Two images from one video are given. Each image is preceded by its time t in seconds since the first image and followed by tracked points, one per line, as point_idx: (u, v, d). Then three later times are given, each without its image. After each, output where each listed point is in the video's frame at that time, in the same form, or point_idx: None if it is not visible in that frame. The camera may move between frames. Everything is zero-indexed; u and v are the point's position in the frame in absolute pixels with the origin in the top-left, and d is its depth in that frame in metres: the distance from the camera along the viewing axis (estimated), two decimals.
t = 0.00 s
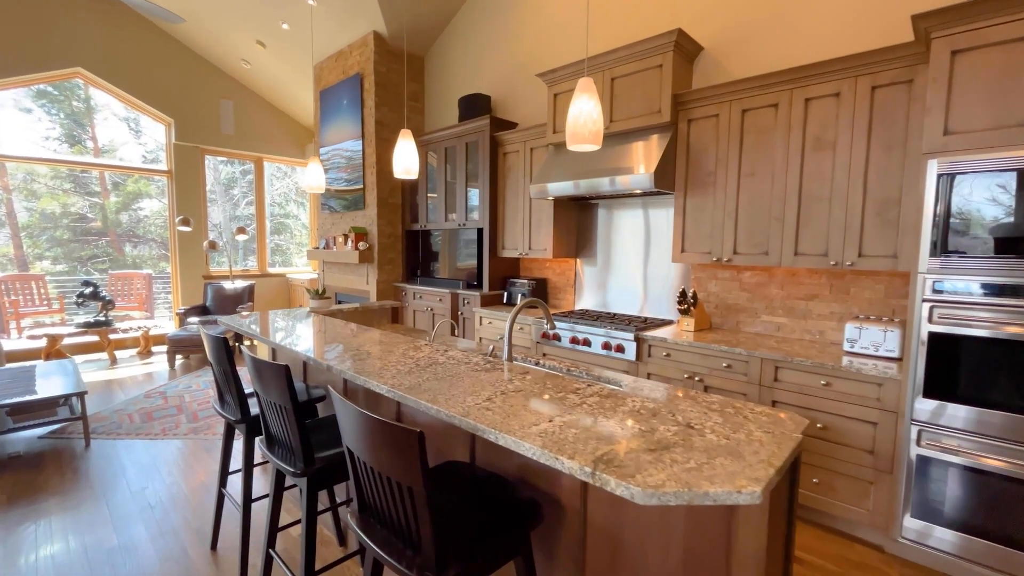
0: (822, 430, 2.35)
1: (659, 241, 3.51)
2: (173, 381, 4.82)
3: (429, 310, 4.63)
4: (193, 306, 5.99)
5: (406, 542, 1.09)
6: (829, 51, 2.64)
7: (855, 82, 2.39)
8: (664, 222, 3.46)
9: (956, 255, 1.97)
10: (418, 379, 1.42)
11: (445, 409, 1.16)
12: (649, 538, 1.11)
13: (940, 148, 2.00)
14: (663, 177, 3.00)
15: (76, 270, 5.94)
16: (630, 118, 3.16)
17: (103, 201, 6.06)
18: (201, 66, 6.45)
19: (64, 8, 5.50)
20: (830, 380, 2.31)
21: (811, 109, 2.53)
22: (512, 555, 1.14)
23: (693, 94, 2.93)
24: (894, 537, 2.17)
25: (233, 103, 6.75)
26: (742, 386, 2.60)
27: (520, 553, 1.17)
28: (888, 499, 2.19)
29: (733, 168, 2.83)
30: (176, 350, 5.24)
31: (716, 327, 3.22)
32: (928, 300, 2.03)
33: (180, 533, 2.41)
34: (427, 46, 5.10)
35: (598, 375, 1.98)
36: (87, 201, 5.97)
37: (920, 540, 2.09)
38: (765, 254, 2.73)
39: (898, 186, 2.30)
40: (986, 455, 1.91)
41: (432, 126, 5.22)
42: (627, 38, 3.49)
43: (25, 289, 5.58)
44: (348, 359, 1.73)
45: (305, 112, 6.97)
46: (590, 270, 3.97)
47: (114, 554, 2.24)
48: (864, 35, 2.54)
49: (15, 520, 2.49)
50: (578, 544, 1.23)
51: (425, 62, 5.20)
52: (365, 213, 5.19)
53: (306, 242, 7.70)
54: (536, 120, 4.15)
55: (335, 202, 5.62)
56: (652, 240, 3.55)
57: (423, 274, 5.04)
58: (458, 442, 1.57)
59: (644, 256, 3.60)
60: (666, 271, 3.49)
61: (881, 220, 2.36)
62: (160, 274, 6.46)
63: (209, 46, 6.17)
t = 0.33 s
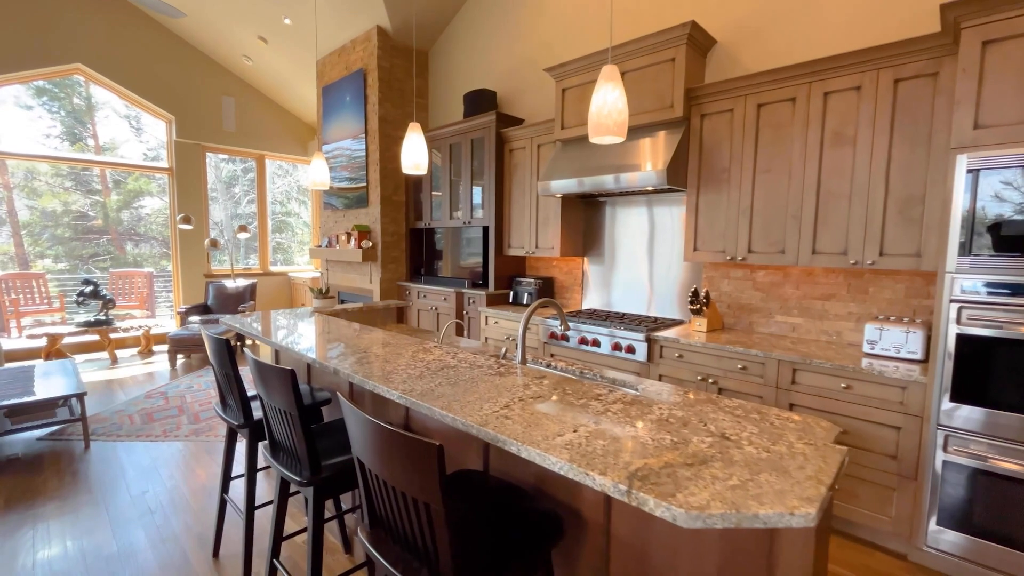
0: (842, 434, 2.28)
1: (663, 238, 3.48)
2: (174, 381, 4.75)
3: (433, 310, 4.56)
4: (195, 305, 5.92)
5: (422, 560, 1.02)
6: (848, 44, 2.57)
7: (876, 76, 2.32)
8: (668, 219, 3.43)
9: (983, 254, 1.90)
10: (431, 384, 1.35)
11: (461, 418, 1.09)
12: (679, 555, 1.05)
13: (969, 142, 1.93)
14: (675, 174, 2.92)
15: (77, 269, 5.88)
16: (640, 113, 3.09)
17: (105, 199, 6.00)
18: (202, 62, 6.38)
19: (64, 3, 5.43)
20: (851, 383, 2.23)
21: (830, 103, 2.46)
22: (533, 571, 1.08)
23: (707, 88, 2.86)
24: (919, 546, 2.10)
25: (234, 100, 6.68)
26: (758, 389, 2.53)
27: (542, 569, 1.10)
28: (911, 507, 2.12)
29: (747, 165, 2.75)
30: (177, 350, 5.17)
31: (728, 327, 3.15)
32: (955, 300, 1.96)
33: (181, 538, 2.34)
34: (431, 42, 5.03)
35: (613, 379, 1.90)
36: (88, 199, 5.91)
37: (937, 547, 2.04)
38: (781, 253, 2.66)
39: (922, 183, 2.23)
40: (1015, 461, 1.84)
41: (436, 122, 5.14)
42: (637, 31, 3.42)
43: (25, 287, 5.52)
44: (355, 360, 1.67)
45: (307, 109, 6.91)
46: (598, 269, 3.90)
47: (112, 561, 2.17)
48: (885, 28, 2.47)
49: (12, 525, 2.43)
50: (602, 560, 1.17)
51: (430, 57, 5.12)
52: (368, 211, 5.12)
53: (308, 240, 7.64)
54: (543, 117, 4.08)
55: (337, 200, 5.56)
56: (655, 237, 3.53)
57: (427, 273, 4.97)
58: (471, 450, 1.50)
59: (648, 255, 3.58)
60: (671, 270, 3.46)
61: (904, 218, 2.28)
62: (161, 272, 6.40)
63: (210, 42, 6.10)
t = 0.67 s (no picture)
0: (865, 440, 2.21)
1: (666, 238, 3.45)
2: (174, 382, 4.67)
3: (438, 310, 4.48)
4: (195, 305, 5.85)
5: None
6: (869, 37, 2.49)
7: (900, 69, 2.24)
8: (670, 219, 3.40)
9: (1017, 253, 1.82)
10: (446, 391, 1.28)
11: (483, 429, 1.02)
12: None
13: (1002, 137, 1.85)
14: (689, 171, 2.85)
15: (76, 268, 5.80)
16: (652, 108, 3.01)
17: (104, 197, 5.92)
18: (203, 59, 6.30)
19: None
20: (874, 388, 2.17)
21: (851, 98, 2.38)
22: None
23: (721, 83, 2.78)
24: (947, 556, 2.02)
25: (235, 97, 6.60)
26: (776, 392, 2.46)
27: None
28: (938, 516, 2.05)
29: (763, 162, 2.68)
30: (177, 350, 5.10)
31: (741, 328, 3.08)
32: (987, 302, 1.88)
33: (181, 546, 2.27)
34: (435, 37, 4.95)
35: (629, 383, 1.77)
36: (88, 198, 5.83)
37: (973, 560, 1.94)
38: (799, 252, 2.58)
39: (948, 180, 2.15)
40: None
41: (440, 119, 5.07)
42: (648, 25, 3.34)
43: (25, 287, 5.45)
44: (363, 364, 1.59)
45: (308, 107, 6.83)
46: (606, 268, 3.83)
47: (111, 571, 2.10)
48: (908, 20, 2.39)
49: (7, 533, 2.36)
50: None
51: (433, 53, 5.05)
52: (371, 209, 5.04)
53: (308, 239, 7.55)
54: (550, 113, 4.00)
55: (338, 198, 5.50)
56: (659, 237, 3.49)
57: (430, 272, 4.89)
58: (486, 460, 1.43)
59: (651, 254, 3.54)
60: (677, 270, 3.42)
61: (929, 216, 2.20)
62: (161, 271, 6.32)
63: (211, 38, 6.02)
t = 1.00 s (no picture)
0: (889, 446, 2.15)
1: (673, 238, 3.40)
2: (172, 385, 4.58)
3: (441, 311, 4.40)
4: (193, 305, 5.75)
5: None
6: (890, 31, 2.42)
7: (924, 63, 2.17)
8: (676, 218, 3.36)
9: None
10: (465, 400, 1.20)
11: (509, 444, 0.94)
12: None
13: None
14: (702, 169, 2.78)
15: (73, 268, 5.71)
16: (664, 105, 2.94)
17: (101, 196, 5.82)
18: (201, 56, 6.21)
19: None
20: (899, 393, 2.10)
21: (872, 93, 2.31)
22: None
23: (736, 78, 2.71)
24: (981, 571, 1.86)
25: (234, 95, 6.50)
26: (794, 397, 2.39)
27: None
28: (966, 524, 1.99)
29: (780, 159, 2.60)
30: (175, 352, 5.00)
31: (755, 330, 3.00)
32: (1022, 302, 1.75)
33: (179, 557, 2.19)
34: (438, 34, 4.87)
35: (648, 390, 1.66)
36: (85, 197, 5.74)
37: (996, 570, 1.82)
38: (817, 252, 2.51)
39: (976, 176, 2.08)
40: None
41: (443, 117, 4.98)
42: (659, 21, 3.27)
43: (20, 287, 5.36)
44: (373, 369, 1.51)
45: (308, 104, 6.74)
46: (615, 268, 3.75)
47: None
48: (931, 13, 2.32)
49: None
50: None
51: (436, 50, 4.96)
52: (373, 208, 4.96)
53: (308, 239, 7.44)
54: (557, 111, 3.93)
55: (340, 197, 5.40)
56: (663, 237, 3.46)
57: (434, 273, 4.81)
58: (504, 472, 1.35)
59: (660, 255, 3.48)
60: (684, 271, 3.37)
61: (955, 214, 2.13)
62: (159, 271, 6.23)
63: (210, 35, 5.93)
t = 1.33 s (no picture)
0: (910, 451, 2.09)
1: (679, 238, 3.35)
2: (168, 388, 4.49)
3: (443, 312, 4.32)
4: (189, 307, 5.66)
5: None
6: (907, 26, 2.37)
7: (945, 58, 2.11)
8: (683, 218, 3.31)
9: None
10: (484, 409, 1.12)
11: (537, 460, 0.87)
12: None
13: None
14: (714, 168, 2.71)
15: (66, 269, 5.60)
16: (674, 102, 2.88)
17: (95, 196, 5.72)
18: (198, 54, 6.11)
19: None
20: (921, 398, 2.04)
21: (891, 89, 2.25)
22: None
23: (749, 74, 2.65)
24: None
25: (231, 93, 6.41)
26: (811, 401, 2.33)
27: None
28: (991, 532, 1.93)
29: (794, 157, 2.54)
30: (171, 354, 4.90)
31: (767, 332, 2.94)
32: None
33: (175, 569, 2.10)
34: (439, 31, 4.80)
35: (668, 396, 1.57)
36: (79, 197, 5.63)
37: None
38: (833, 252, 2.45)
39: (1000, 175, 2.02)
40: None
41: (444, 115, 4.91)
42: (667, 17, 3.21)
43: (13, 288, 5.25)
44: (381, 373, 1.43)
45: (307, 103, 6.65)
46: (621, 269, 3.68)
47: None
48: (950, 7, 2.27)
49: None
50: None
51: (438, 47, 4.89)
52: (373, 208, 4.88)
53: (305, 240, 7.34)
54: (562, 109, 3.86)
55: (339, 197, 5.31)
56: (669, 237, 3.40)
57: (435, 274, 4.73)
58: (521, 485, 1.28)
59: (667, 255, 3.42)
60: (691, 271, 3.31)
61: (978, 214, 2.07)
62: (154, 272, 6.12)
63: (205, 32, 5.83)
